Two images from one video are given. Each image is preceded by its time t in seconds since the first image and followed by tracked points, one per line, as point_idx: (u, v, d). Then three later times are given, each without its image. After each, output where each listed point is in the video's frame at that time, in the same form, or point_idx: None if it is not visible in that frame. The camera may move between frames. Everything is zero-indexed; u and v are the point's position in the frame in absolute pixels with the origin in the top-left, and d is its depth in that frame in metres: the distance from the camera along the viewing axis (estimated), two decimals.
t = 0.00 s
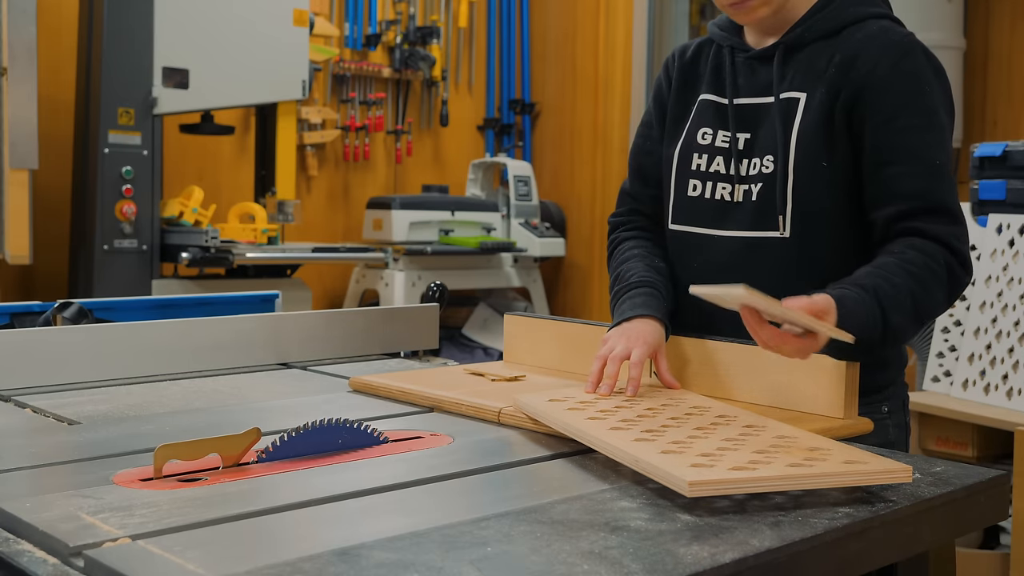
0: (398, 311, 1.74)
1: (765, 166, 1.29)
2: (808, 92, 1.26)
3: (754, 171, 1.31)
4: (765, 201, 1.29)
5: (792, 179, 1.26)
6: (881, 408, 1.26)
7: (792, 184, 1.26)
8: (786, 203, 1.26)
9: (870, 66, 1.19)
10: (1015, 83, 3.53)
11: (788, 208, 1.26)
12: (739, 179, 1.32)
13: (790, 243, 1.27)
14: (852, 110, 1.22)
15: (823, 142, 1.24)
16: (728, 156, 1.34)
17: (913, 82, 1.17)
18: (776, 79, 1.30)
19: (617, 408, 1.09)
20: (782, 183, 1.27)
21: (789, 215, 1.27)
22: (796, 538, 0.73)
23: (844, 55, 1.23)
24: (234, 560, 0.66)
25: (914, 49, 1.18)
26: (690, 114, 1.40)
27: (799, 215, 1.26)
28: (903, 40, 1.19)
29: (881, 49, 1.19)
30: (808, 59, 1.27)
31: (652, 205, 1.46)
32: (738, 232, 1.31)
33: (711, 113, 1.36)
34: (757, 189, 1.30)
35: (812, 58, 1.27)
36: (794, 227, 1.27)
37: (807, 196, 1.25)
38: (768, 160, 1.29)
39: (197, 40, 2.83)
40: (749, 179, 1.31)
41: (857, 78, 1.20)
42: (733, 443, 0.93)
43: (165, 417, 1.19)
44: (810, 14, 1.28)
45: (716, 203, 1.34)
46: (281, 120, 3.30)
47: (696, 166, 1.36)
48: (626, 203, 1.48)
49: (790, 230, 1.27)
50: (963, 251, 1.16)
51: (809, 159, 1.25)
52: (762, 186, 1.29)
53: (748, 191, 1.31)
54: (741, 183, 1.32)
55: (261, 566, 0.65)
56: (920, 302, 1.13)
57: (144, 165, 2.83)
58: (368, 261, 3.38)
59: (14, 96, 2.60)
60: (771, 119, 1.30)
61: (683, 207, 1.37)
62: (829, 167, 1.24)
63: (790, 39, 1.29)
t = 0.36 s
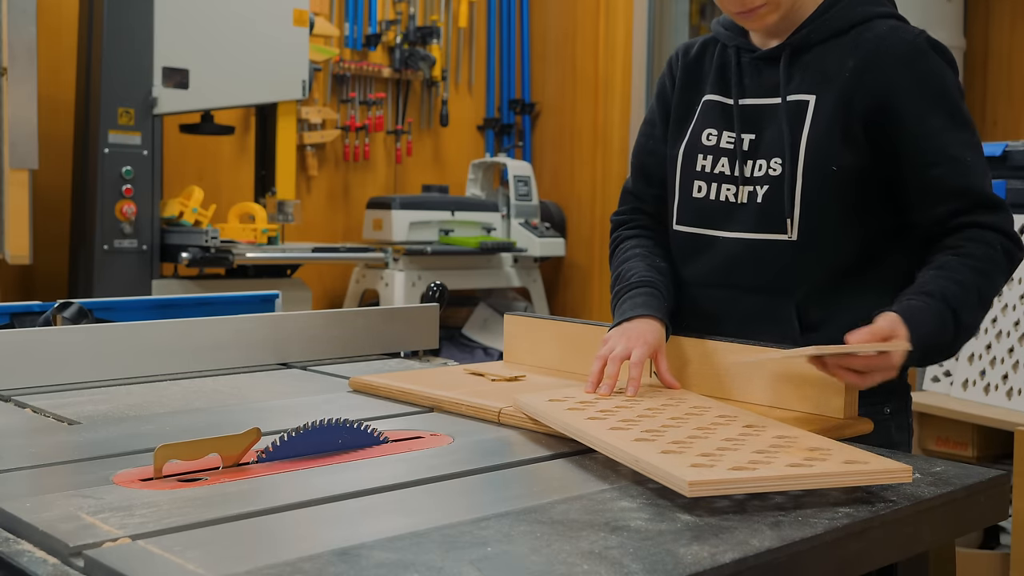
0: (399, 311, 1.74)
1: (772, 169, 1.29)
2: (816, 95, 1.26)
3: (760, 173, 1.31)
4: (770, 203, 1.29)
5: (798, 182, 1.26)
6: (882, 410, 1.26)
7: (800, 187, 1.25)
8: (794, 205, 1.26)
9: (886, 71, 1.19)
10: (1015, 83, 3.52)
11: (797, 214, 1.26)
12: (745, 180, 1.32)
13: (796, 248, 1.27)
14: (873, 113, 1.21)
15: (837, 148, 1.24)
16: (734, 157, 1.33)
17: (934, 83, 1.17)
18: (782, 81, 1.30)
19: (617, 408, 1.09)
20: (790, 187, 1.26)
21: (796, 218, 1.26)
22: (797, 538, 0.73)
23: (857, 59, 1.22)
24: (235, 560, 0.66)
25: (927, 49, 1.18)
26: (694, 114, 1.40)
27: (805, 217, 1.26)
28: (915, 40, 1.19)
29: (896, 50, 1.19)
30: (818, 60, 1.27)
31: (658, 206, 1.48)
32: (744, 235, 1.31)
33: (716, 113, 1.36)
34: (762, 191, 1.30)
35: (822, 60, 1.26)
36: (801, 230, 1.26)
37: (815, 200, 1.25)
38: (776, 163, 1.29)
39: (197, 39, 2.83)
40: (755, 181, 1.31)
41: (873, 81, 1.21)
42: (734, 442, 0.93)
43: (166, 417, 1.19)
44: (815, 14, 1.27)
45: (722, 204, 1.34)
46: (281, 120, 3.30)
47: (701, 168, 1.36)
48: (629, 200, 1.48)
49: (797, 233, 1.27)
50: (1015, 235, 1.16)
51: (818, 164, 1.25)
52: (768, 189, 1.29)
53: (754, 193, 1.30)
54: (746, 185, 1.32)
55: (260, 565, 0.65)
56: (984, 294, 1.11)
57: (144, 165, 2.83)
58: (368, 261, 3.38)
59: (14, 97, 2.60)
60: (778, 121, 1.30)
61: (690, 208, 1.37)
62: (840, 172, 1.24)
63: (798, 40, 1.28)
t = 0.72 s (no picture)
0: (399, 311, 1.74)
1: (822, 175, 1.32)
2: (876, 106, 1.29)
3: (807, 177, 1.33)
4: (815, 208, 1.31)
5: (849, 191, 1.30)
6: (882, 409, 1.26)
7: (850, 196, 1.29)
8: (840, 212, 1.30)
9: (955, 92, 1.25)
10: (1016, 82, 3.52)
11: (844, 220, 1.30)
12: (789, 184, 1.35)
13: (835, 254, 1.30)
14: (933, 131, 1.26)
15: (894, 159, 1.28)
16: (778, 160, 1.35)
17: (993, 108, 1.25)
18: (832, 87, 1.33)
19: (619, 408, 1.08)
20: (840, 195, 1.30)
21: (840, 225, 1.30)
22: (797, 538, 0.73)
23: (924, 75, 1.27)
24: (234, 560, 0.66)
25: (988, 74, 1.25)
26: (732, 113, 1.40)
27: (852, 224, 1.29)
28: (979, 66, 1.26)
29: (961, 72, 1.26)
30: (876, 72, 1.30)
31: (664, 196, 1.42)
32: (784, 238, 1.33)
33: (755, 114, 1.38)
34: (807, 197, 1.32)
35: (881, 71, 1.30)
36: (844, 238, 1.30)
37: (864, 209, 1.29)
38: (825, 169, 1.32)
39: (197, 39, 2.83)
40: (799, 185, 1.33)
41: (938, 98, 1.26)
42: (737, 442, 0.93)
43: (165, 417, 1.18)
44: (876, 25, 1.30)
45: (766, 207, 1.36)
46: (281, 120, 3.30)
47: (742, 170, 1.38)
48: (633, 173, 1.42)
49: (836, 242, 1.30)
50: None
51: (871, 175, 1.28)
52: (813, 195, 1.32)
53: (797, 198, 1.32)
54: (790, 189, 1.34)
55: (263, 564, 0.65)
56: None
57: (144, 165, 2.83)
58: (368, 261, 3.38)
59: (14, 97, 2.60)
60: (832, 127, 1.32)
61: (726, 209, 1.40)
62: (889, 186, 1.28)
63: (861, 45, 1.30)
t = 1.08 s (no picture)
0: (398, 311, 1.74)
1: (820, 174, 1.32)
2: (876, 105, 1.29)
3: (806, 176, 1.33)
4: (814, 206, 1.31)
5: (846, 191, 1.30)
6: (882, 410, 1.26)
7: (848, 196, 1.29)
8: (838, 212, 1.30)
9: (955, 92, 1.25)
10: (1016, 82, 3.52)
11: (842, 220, 1.30)
12: (788, 183, 1.35)
13: (835, 254, 1.30)
14: (933, 131, 1.26)
15: (892, 159, 1.28)
16: (777, 158, 1.35)
17: (994, 110, 1.25)
18: (831, 87, 1.33)
19: (618, 408, 1.08)
20: (837, 195, 1.30)
21: (839, 224, 1.30)
22: (797, 538, 0.73)
23: (924, 75, 1.27)
24: (234, 560, 0.66)
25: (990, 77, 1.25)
26: (731, 112, 1.41)
27: (851, 224, 1.29)
28: (981, 66, 1.26)
29: (962, 72, 1.25)
30: (877, 71, 1.30)
31: (641, 187, 1.48)
32: (784, 238, 1.33)
33: (756, 113, 1.38)
34: (806, 196, 1.32)
35: (882, 70, 1.30)
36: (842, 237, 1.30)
37: (862, 209, 1.29)
38: (824, 168, 1.32)
39: (197, 39, 2.83)
40: (798, 184, 1.33)
41: (937, 99, 1.26)
42: (737, 442, 0.93)
43: (165, 417, 1.18)
44: (877, 24, 1.30)
45: (765, 207, 1.36)
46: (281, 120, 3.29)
47: (741, 168, 1.38)
48: (612, 162, 1.47)
49: (835, 241, 1.30)
50: None
51: (870, 175, 1.28)
52: (811, 194, 1.32)
53: (796, 197, 1.32)
54: (789, 188, 1.34)
55: (263, 564, 0.65)
56: None
57: (144, 165, 2.83)
58: (368, 261, 3.38)
59: (14, 97, 2.60)
60: (830, 127, 1.32)
61: (726, 209, 1.40)
62: (888, 185, 1.28)
63: (861, 45, 1.30)
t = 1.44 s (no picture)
0: (398, 311, 1.74)
1: (820, 174, 1.32)
2: (874, 104, 1.29)
3: (806, 176, 1.33)
4: (815, 206, 1.31)
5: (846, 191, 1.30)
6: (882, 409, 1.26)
7: (848, 196, 1.29)
8: (839, 212, 1.30)
9: (953, 89, 1.25)
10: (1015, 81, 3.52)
11: (843, 220, 1.30)
12: (788, 183, 1.35)
13: (837, 254, 1.30)
14: (933, 127, 1.26)
15: (893, 157, 1.27)
16: (777, 159, 1.35)
17: (992, 106, 1.25)
18: (829, 86, 1.33)
19: (618, 408, 1.08)
20: (837, 194, 1.30)
21: (839, 223, 1.30)
22: (797, 538, 0.73)
23: (922, 72, 1.27)
24: (234, 560, 0.66)
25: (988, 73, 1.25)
26: (731, 113, 1.41)
27: (852, 224, 1.29)
28: (977, 62, 1.26)
29: (959, 69, 1.25)
30: (875, 69, 1.30)
31: (644, 196, 1.48)
32: (785, 238, 1.33)
33: (755, 113, 1.38)
34: (806, 197, 1.32)
35: (880, 68, 1.30)
36: (843, 237, 1.30)
37: (862, 209, 1.29)
38: (824, 168, 1.32)
39: (196, 39, 2.83)
40: (799, 184, 1.33)
41: (936, 96, 1.25)
42: (737, 442, 0.93)
43: (166, 417, 1.18)
44: (875, 22, 1.29)
45: (765, 207, 1.37)
46: (281, 120, 3.29)
47: (741, 170, 1.38)
48: (614, 171, 1.47)
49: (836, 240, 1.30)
50: None
51: (870, 174, 1.28)
52: (812, 194, 1.32)
53: (796, 196, 1.32)
54: (790, 188, 1.34)
55: (263, 563, 0.66)
56: None
57: (144, 165, 2.83)
58: (368, 261, 3.38)
59: (14, 97, 2.60)
60: (829, 127, 1.32)
61: (727, 208, 1.39)
62: (888, 184, 1.28)
63: (858, 44, 1.30)
